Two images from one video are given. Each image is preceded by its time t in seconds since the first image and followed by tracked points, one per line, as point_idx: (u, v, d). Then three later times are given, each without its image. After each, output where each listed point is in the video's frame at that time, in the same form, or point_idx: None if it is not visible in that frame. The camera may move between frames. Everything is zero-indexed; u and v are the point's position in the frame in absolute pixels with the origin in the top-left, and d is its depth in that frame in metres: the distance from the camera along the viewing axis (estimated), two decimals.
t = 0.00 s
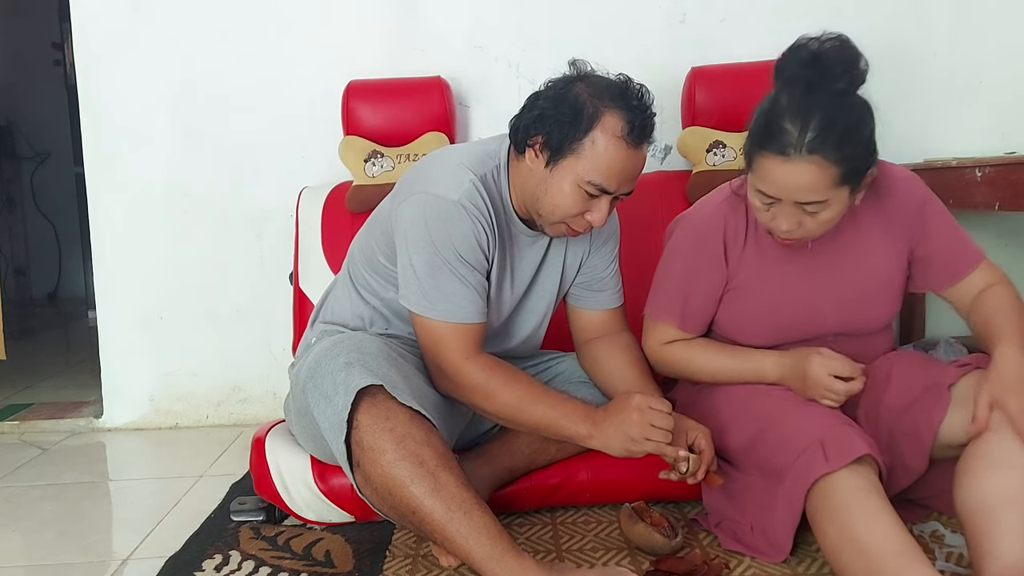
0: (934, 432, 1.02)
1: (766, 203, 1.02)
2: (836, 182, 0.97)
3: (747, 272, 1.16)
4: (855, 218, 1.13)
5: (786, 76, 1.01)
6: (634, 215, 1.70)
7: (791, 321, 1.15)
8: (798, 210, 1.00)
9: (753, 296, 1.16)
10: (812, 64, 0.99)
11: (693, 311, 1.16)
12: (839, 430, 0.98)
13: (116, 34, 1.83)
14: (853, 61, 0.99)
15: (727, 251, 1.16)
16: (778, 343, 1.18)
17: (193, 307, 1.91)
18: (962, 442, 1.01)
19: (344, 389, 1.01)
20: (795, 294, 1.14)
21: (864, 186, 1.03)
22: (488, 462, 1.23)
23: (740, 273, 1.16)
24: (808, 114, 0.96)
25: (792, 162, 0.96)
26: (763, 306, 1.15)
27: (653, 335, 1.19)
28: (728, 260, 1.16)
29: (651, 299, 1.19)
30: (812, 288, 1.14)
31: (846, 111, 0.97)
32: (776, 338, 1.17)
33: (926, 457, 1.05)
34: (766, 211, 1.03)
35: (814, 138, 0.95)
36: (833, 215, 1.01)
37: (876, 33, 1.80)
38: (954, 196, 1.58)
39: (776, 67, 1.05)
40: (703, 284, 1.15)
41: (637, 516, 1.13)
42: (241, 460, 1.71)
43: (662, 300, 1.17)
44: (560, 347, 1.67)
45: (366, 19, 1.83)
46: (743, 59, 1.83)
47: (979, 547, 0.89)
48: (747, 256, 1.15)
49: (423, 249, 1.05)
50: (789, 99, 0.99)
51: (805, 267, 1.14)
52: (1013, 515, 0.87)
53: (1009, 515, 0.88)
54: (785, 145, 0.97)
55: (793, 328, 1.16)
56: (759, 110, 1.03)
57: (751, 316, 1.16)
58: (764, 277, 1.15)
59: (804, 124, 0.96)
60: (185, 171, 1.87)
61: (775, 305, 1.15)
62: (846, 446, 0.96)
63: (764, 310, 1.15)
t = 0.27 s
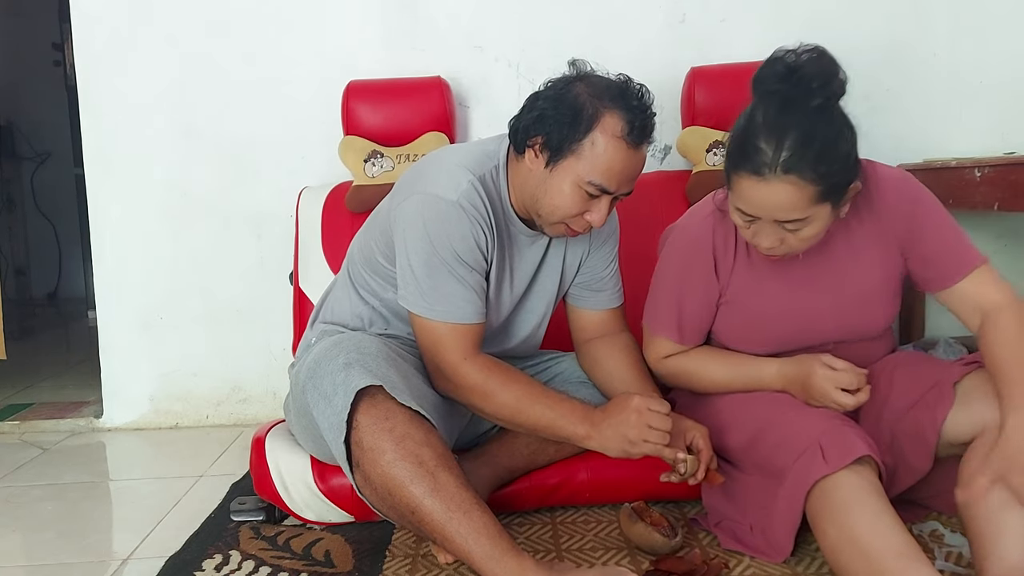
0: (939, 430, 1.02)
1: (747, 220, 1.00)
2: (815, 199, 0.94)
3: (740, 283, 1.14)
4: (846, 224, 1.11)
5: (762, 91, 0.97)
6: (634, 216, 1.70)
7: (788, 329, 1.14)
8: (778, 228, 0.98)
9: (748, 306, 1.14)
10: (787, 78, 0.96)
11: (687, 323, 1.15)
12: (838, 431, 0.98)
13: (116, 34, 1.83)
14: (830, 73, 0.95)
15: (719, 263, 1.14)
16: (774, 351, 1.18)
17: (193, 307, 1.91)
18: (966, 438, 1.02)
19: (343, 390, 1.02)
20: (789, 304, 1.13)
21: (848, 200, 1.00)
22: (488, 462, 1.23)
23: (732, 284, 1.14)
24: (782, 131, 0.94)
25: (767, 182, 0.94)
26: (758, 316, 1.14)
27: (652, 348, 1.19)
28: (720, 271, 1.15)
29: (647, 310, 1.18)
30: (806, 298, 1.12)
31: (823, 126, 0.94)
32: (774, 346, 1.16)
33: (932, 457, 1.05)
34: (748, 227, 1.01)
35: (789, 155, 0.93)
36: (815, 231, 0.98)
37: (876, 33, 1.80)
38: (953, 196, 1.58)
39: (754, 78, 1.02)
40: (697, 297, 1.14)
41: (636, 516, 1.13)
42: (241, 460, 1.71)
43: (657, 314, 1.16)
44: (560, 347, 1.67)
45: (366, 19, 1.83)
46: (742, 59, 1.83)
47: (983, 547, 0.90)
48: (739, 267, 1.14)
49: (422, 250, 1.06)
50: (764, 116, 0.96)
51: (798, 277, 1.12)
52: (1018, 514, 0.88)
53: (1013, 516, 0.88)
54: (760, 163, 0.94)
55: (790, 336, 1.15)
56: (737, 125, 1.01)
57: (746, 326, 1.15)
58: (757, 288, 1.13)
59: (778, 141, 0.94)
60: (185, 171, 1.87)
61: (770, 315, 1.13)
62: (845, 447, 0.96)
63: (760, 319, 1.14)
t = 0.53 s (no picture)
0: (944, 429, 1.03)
1: (730, 236, 0.99)
2: (794, 212, 0.93)
3: (723, 294, 1.14)
4: (827, 237, 1.08)
5: (737, 104, 0.96)
6: (633, 216, 1.70)
7: (772, 339, 1.14)
8: (762, 243, 0.97)
9: (731, 317, 1.14)
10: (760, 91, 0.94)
11: (673, 332, 1.17)
12: (836, 434, 0.99)
13: (116, 34, 1.83)
14: (802, 83, 0.94)
15: (702, 273, 1.15)
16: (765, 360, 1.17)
17: (193, 307, 1.91)
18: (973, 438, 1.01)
19: (344, 390, 1.02)
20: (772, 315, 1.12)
21: (831, 211, 0.98)
22: (488, 462, 1.23)
23: (716, 295, 1.15)
24: (757, 145, 0.93)
25: (744, 198, 0.93)
26: (741, 327, 1.14)
27: (646, 354, 1.21)
28: (703, 281, 1.15)
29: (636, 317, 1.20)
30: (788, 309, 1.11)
31: (797, 137, 0.92)
32: (760, 356, 1.16)
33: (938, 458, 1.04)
34: (732, 243, 1.00)
35: (765, 169, 0.91)
36: (799, 244, 0.97)
37: (876, 33, 1.80)
38: (954, 196, 1.60)
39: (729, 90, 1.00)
40: (680, 306, 1.15)
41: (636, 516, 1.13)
42: (241, 460, 1.71)
43: (645, 323, 1.18)
44: (560, 347, 1.67)
45: (366, 19, 1.83)
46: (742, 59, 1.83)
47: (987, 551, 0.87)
48: (722, 277, 1.14)
49: (423, 249, 1.06)
50: (738, 130, 0.95)
51: (779, 289, 1.11)
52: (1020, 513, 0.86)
53: (1018, 515, 0.86)
54: (736, 178, 0.93)
55: (775, 347, 1.15)
56: (714, 140, 1.00)
57: (733, 335, 1.16)
58: (739, 299, 1.13)
59: (752, 156, 0.93)
60: (185, 171, 1.87)
61: (753, 326, 1.13)
62: (842, 451, 0.96)
63: (743, 330, 1.14)
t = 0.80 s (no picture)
0: (946, 428, 1.03)
1: (718, 250, 0.98)
2: (783, 228, 0.91)
3: (711, 300, 1.13)
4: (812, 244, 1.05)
5: (724, 118, 0.96)
6: (633, 216, 1.70)
7: (762, 345, 1.12)
8: (750, 258, 0.95)
9: (720, 324, 1.13)
10: (745, 106, 0.94)
11: (664, 337, 1.16)
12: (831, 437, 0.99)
13: (116, 34, 1.83)
14: (788, 97, 0.93)
15: (690, 280, 1.14)
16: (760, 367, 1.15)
17: (193, 307, 1.91)
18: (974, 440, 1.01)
19: (344, 389, 1.02)
20: (761, 322, 1.11)
21: (819, 225, 0.97)
22: (488, 462, 1.23)
23: (704, 302, 1.13)
24: (743, 160, 0.91)
25: (732, 214, 0.91)
26: (731, 333, 1.13)
27: (641, 358, 1.20)
28: (692, 288, 1.14)
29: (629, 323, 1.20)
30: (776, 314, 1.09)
31: (784, 152, 0.91)
32: (752, 361, 1.15)
33: (939, 457, 1.05)
34: (720, 256, 0.99)
35: (753, 184, 0.90)
36: (788, 258, 0.96)
37: (876, 33, 1.80)
38: (954, 196, 1.60)
39: (715, 103, 0.99)
40: (669, 312, 1.14)
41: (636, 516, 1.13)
42: (242, 460, 1.71)
43: (637, 329, 1.18)
44: (559, 347, 1.67)
45: (366, 19, 1.83)
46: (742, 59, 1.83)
47: (985, 550, 0.87)
48: (710, 284, 1.12)
49: (423, 248, 1.06)
50: (723, 144, 0.94)
51: (767, 295, 1.09)
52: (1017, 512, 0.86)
53: (1017, 514, 0.86)
54: (723, 194, 0.92)
55: (768, 353, 1.13)
56: (699, 152, 0.99)
57: (724, 342, 1.14)
58: (727, 306, 1.11)
59: (739, 171, 0.91)
60: (185, 171, 1.87)
61: (742, 332, 1.12)
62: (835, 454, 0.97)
63: (733, 336, 1.13)
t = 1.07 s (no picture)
0: (945, 426, 1.03)
1: (702, 261, 0.98)
2: (763, 240, 0.92)
3: (702, 306, 1.13)
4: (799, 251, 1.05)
5: (705, 129, 0.95)
6: (633, 216, 1.70)
7: (756, 349, 1.12)
8: (733, 269, 0.95)
9: (713, 329, 1.13)
10: (726, 118, 0.94)
11: (658, 342, 1.17)
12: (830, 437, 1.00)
13: (116, 33, 1.83)
14: (768, 108, 0.93)
15: (682, 285, 1.14)
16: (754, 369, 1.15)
17: (193, 307, 1.91)
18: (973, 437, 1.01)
19: (344, 390, 1.02)
20: (752, 328, 1.11)
21: (802, 235, 0.97)
22: (488, 462, 1.23)
23: (696, 307, 1.14)
24: (723, 172, 0.91)
25: (712, 227, 0.92)
26: (724, 338, 1.13)
27: (640, 361, 1.21)
28: (683, 294, 1.14)
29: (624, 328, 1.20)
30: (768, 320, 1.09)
31: (764, 165, 0.91)
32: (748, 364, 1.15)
33: (939, 456, 1.05)
34: (704, 267, 0.99)
35: (732, 198, 0.90)
36: (771, 269, 0.96)
37: (876, 32, 1.80)
38: (954, 197, 1.60)
39: (697, 113, 0.99)
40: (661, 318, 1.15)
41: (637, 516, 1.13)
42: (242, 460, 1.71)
43: (631, 333, 1.19)
44: (559, 347, 1.67)
45: (366, 19, 1.83)
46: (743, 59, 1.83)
47: (985, 549, 0.87)
48: (701, 289, 1.12)
49: (423, 248, 1.06)
50: (703, 156, 0.94)
51: (757, 301, 1.09)
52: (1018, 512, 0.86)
53: (1016, 513, 0.86)
54: (703, 208, 0.92)
55: (762, 357, 1.13)
56: (682, 163, 0.99)
57: (717, 346, 1.14)
58: (718, 312, 1.12)
59: (719, 184, 0.91)
60: (185, 171, 1.87)
61: (735, 337, 1.12)
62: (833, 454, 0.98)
63: (726, 341, 1.13)
